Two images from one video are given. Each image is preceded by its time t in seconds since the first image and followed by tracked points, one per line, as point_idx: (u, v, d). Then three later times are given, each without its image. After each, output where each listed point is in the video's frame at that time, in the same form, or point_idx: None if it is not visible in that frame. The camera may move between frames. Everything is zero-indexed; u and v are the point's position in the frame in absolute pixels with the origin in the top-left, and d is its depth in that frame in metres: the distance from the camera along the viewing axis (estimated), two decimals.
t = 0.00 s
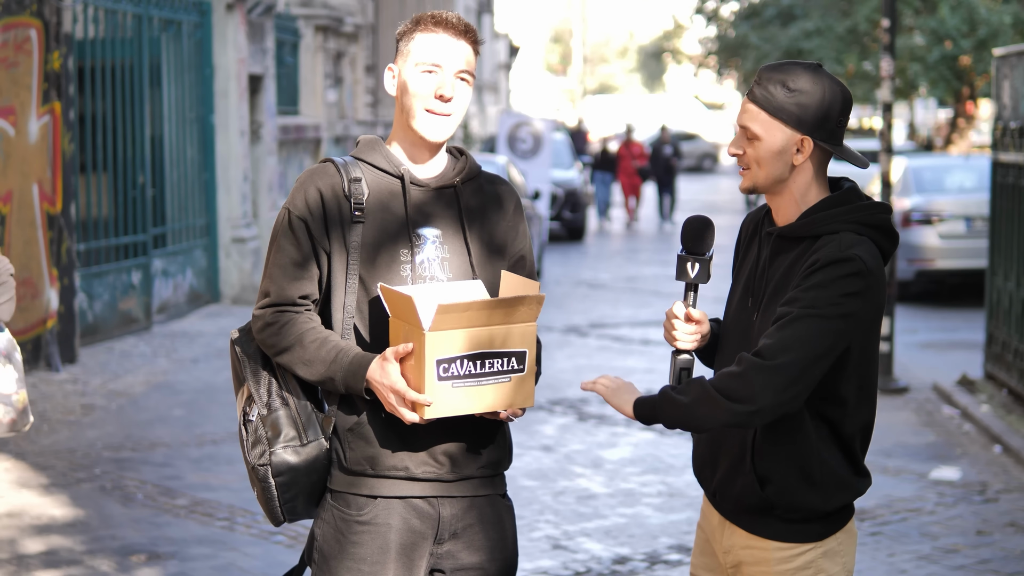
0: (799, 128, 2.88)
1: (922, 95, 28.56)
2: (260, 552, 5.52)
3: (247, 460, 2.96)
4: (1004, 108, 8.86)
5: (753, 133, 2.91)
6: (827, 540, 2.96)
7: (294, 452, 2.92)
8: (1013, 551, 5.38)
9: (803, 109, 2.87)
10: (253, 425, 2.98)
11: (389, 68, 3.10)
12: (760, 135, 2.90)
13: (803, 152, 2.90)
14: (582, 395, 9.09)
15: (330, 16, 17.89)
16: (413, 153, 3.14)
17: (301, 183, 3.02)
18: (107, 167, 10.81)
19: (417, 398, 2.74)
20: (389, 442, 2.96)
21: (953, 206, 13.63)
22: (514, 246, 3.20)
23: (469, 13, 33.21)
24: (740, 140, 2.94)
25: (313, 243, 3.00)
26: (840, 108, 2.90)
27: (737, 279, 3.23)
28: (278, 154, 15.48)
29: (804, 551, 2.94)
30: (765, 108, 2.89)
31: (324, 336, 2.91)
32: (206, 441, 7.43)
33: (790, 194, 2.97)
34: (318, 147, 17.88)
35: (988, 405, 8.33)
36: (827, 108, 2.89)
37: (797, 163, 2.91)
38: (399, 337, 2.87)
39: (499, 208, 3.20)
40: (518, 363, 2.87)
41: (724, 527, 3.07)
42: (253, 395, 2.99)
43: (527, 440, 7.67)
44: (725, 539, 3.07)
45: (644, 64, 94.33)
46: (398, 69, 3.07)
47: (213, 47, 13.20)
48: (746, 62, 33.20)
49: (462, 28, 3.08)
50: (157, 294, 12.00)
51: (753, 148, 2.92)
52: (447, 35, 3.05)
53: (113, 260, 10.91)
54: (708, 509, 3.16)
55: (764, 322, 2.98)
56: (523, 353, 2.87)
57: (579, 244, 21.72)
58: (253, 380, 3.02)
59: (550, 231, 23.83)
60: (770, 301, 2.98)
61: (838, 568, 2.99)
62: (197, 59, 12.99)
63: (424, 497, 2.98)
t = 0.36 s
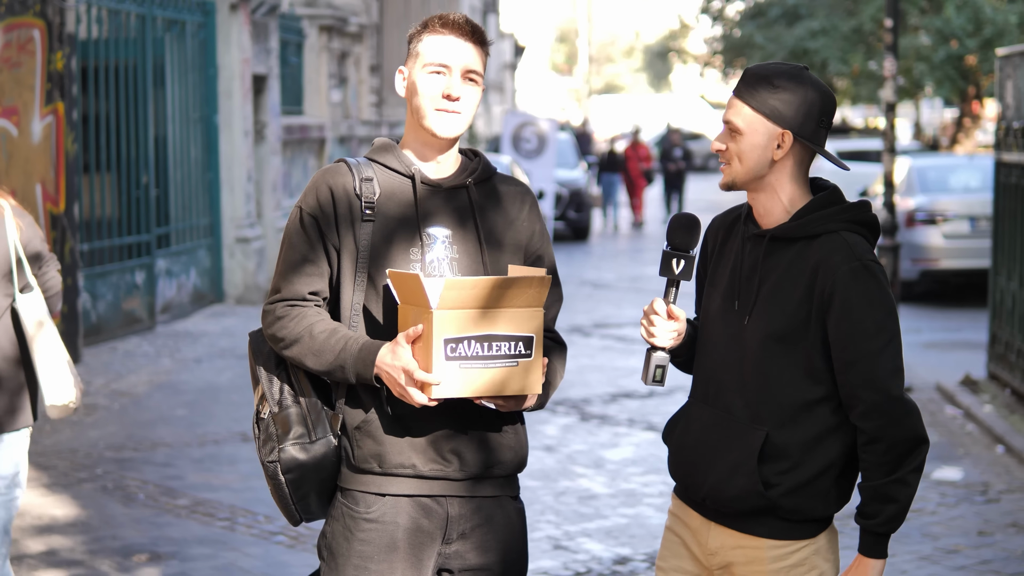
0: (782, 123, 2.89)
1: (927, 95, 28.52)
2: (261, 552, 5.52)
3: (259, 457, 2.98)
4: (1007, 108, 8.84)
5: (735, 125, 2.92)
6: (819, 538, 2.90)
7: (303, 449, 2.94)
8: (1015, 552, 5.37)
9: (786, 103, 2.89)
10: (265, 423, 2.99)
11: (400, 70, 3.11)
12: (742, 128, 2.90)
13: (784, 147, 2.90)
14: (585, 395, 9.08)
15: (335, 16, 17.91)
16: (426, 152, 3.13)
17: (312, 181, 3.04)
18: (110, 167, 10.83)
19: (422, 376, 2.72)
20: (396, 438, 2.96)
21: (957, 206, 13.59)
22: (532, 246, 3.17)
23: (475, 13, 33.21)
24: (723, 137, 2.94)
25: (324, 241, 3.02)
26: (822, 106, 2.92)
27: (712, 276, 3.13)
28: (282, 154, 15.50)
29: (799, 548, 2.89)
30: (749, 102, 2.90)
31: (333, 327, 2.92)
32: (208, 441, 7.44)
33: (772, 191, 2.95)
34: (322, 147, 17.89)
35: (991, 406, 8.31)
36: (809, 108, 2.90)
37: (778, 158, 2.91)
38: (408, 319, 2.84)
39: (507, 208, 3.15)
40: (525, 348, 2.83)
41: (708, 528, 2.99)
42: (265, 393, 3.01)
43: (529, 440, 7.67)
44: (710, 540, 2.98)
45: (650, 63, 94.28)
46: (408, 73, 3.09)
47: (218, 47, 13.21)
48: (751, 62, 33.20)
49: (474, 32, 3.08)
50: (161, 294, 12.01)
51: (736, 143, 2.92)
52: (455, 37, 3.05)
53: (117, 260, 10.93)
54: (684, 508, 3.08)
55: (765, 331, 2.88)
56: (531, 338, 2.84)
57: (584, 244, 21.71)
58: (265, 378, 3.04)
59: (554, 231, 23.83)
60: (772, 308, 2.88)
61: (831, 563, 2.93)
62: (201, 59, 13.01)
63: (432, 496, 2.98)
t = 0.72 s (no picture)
0: (756, 119, 2.93)
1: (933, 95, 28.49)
2: (265, 553, 5.53)
3: (275, 455, 2.99)
4: (1012, 109, 8.82)
5: (708, 127, 2.94)
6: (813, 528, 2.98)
7: (318, 446, 2.93)
8: (1018, 553, 5.36)
9: (759, 101, 2.92)
10: (282, 421, 3.00)
11: (418, 74, 3.12)
12: (717, 129, 2.93)
13: (761, 144, 2.93)
14: (590, 396, 9.08)
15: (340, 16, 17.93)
16: (446, 152, 3.12)
17: (332, 182, 3.04)
18: (116, 168, 10.86)
19: (443, 370, 2.74)
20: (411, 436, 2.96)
21: (963, 206, 13.56)
22: (547, 253, 3.18)
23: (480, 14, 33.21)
24: (698, 139, 2.96)
25: (343, 240, 3.03)
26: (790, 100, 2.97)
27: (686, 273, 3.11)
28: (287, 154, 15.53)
29: (800, 540, 2.94)
30: (722, 103, 2.92)
31: (353, 324, 2.92)
32: (212, 442, 7.45)
33: (750, 188, 2.99)
34: (328, 148, 17.91)
35: (995, 407, 8.29)
36: (780, 102, 2.95)
37: (755, 155, 2.95)
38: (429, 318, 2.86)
39: (521, 208, 3.15)
40: (544, 350, 2.85)
41: (706, 527, 2.99)
42: (283, 393, 3.02)
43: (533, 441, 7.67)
44: (709, 539, 2.98)
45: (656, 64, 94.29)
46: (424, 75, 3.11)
47: (223, 47, 13.23)
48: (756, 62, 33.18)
49: (483, 34, 3.09)
50: (166, 295, 12.03)
51: (712, 144, 2.95)
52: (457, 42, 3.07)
53: (122, 261, 10.95)
54: (675, 510, 3.06)
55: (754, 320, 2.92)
56: (551, 341, 2.85)
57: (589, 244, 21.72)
58: (283, 378, 3.05)
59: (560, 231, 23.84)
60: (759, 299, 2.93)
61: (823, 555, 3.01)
62: (207, 59, 13.03)
63: (446, 496, 2.99)
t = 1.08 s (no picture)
0: (697, 122, 2.99)
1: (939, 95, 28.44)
2: (271, 552, 5.53)
3: (297, 451, 2.99)
4: (1020, 108, 8.79)
5: (655, 142, 3.01)
6: (814, 518, 2.97)
7: (339, 443, 2.94)
8: None
9: (695, 105, 2.98)
10: (303, 418, 3.01)
11: (447, 74, 3.09)
12: (664, 142, 3.00)
13: (708, 146, 3.00)
14: (596, 395, 9.08)
15: (346, 16, 17.92)
16: (464, 151, 3.14)
17: (353, 184, 3.05)
18: (122, 168, 10.88)
19: (462, 374, 2.75)
20: (431, 431, 2.98)
21: (969, 206, 13.53)
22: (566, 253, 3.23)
23: (486, 14, 33.16)
24: (647, 154, 3.04)
25: (365, 242, 3.03)
26: (727, 96, 3.03)
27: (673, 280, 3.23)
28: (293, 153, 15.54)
29: (798, 530, 2.93)
30: (664, 115, 2.99)
31: (375, 327, 2.94)
32: (219, 441, 7.46)
33: (712, 191, 3.05)
34: (333, 147, 17.92)
35: (1002, 406, 8.26)
36: (718, 100, 3.01)
37: (706, 159, 3.01)
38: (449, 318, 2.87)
39: (539, 210, 3.20)
40: (562, 350, 2.85)
41: (708, 516, 3.00)
42: (304, 391, 3.03)
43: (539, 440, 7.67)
44: (712, 528, 2.98)
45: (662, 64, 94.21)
46: (454, 77, 3.09)
47: (229, 46, 13.24)
48: (762, 61, 33.15)
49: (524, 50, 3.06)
50: (173, 294, 12.03)
51: (661, 156, 3.02)
52: (501, 60, 3.04)
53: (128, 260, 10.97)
54: (682, 501, 3.07)
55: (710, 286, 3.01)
56: (569, 340, 2.85)
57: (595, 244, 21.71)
58: (305, 374, 3.06)
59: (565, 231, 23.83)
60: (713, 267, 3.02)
61: (825, 543, 3.00)
62: (213, 58, 13.04)
63: (466, 491, 2.99)
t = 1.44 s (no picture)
0: (684, 126, 3.02)
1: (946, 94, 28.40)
2: (280, 552, 5.54)
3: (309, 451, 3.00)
4: None
5: (643, 147, 3.05)
6: (817, 514, 2.97)
7: (352, 443, 2.95)
8: None
9: (678, 107, 3.01)
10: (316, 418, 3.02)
11: (468, 96, 3.04)
12: (652, 147, 3.03)
13: (696, 147, 3.03)
14: (603, 395, 9.08)
15: (353, 15, 17.93)
16: (471, 156, 3.13)
17: (363, 187, 3.06)
18: (129, 167, 10.89)
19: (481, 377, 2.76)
20: (443, 430, 2.98)
21: (976, 205, 13.49)
22: (576, 253, 3.22)
23: (493, 14, 33.16)
24: (637, 159, 3.08)
25: (376, 243, 3.03)
26: (711, 97, 3.04)
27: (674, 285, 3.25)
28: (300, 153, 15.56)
29: (802, 525, 2.93)
30: (648, 120, 3.03)
31: (388, 329, 2.94)
32: (227, 440, 7.47)
33: (704, 193, 3.07)
34: (340, 146, 17.93)
35: (1011, 406, 8.24)
36: (704, 103, 3.02)
37: (695, 161, 3.05)
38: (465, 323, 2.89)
39: (550, 211, 3.19)
40: (579, 358, 2.88)
41: (712, 514, 2.99)
42: (317, 391, 3.04)
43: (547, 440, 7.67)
44: (715, 527, 2.98)
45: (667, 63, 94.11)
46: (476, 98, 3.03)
47: (237, 46, 13.26)
48: (769, 61, 33.15)
49: (551, 84, 3.00)
50: (180, 293, 12.04)
51: (650, 160, 3.06)
52: (523, 95, 2.97)
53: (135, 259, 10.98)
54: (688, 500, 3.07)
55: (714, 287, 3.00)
56: (585, 349, 2.89)
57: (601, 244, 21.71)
58: (317, 376, 3.07)
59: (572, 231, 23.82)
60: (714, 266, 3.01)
61: (828, 541, 3.00)
62: (220, 58, 13.06)
63: (479, 489, 2.99)
